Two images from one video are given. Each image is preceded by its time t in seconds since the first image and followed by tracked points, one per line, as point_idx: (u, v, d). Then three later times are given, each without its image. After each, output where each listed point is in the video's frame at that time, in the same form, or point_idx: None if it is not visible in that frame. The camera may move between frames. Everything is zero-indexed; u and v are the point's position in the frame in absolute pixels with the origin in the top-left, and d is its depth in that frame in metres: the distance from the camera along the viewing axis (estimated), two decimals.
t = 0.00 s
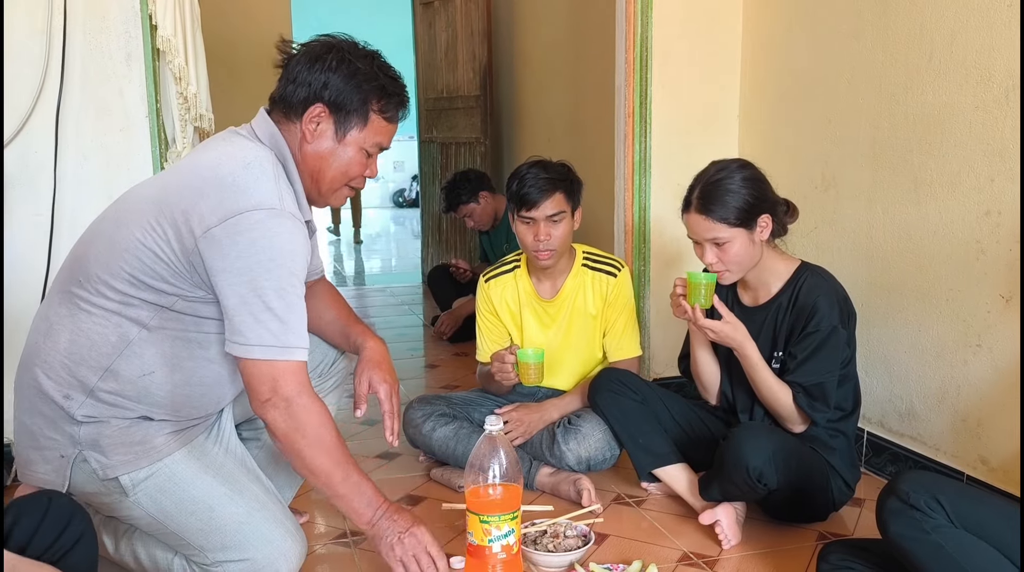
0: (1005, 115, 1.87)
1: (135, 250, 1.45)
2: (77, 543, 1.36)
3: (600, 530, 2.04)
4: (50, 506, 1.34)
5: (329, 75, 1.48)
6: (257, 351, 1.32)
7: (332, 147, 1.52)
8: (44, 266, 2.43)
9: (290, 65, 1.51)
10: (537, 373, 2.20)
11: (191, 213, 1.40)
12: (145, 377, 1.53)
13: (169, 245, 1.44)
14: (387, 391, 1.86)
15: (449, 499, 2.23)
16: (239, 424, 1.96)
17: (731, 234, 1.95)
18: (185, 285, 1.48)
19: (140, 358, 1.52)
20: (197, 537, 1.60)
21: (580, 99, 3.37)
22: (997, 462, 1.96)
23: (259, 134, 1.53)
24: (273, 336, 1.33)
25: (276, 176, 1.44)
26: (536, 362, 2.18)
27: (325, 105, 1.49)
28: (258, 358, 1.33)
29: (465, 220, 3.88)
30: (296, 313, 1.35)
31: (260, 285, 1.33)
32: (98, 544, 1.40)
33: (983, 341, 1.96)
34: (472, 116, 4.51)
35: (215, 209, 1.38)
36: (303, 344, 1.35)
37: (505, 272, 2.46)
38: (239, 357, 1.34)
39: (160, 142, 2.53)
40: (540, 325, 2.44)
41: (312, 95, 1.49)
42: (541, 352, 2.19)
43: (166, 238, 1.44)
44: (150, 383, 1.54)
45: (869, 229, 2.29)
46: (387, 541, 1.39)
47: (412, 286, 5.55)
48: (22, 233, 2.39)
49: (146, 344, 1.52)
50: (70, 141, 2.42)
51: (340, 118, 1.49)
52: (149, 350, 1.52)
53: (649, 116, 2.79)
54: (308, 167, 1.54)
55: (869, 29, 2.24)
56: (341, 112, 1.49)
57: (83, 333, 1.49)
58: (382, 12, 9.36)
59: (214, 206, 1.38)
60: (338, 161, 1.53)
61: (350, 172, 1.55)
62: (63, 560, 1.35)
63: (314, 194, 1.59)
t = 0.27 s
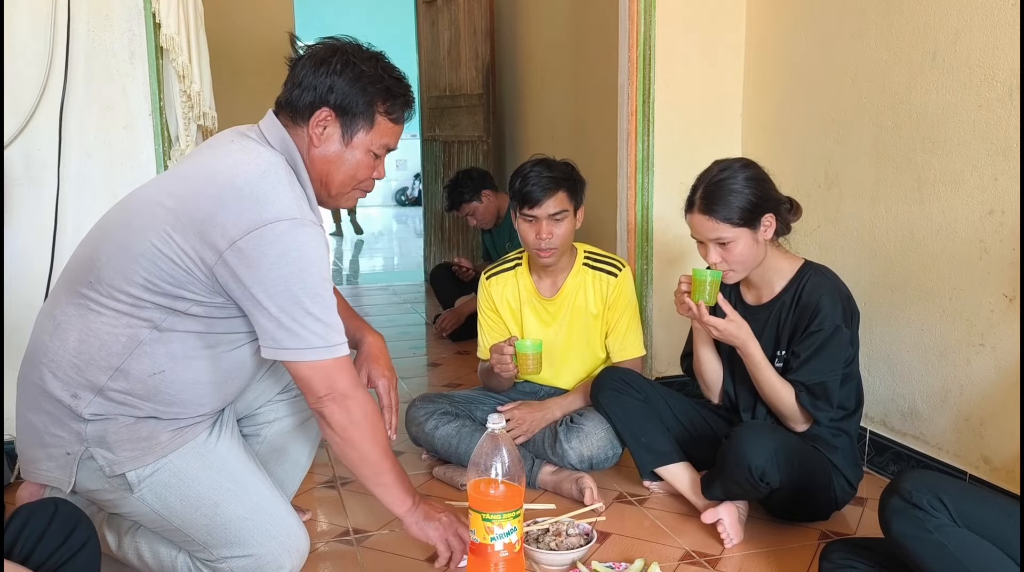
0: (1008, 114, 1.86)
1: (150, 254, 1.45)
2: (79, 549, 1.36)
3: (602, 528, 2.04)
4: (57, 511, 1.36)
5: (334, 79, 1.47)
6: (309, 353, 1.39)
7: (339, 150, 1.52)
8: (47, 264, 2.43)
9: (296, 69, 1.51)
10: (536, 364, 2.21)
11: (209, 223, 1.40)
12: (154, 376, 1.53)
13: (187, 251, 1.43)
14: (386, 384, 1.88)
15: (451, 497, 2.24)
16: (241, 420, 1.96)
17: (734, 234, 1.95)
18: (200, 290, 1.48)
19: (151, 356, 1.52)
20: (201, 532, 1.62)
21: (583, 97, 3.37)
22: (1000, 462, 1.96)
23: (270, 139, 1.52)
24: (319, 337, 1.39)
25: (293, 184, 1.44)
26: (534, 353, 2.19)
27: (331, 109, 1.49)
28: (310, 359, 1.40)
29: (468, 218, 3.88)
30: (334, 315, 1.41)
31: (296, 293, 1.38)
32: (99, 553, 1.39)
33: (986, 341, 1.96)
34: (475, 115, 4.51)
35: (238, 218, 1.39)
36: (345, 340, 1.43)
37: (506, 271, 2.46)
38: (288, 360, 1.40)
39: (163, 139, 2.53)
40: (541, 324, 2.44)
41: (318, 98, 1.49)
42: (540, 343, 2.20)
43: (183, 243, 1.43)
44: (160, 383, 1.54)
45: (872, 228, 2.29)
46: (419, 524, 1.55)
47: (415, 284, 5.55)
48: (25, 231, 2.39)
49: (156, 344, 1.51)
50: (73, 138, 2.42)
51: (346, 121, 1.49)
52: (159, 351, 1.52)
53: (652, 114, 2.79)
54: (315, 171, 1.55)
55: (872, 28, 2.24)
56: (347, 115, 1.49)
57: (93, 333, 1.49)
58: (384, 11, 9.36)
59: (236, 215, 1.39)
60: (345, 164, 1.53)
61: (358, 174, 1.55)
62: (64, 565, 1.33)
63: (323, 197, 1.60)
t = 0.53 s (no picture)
0: (1013, 113, 1.86)
1: (162, 254, 1.45)
2: (89, 550, 1.38)
3: (605, 526, 2.04)
4: (67, 514, 1.38)
5: (332, 77, 1.48)
6: (328, 352, 1.42)
7: (340, 146, 1.52)
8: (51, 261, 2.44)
9: (296, 70, 1.52)
10: (540, 354, 2.22)
11: (224, 226, 1.41)
12: (163, 373, 1.53)
13: (202, 252, 1.44)
14: (388, 378, 1.91)
15: (454, 495, 2.24)
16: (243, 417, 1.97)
17: (739, 234, 1.95)
18: (212, 289, 1.48)
19: (160, 354, 1.52)
20: (207, 529, 1.62)
21: (587, 95, 3.37)
22: (1003, 461, 1.96)
23: (278, 140, 1.53)
24: (335, 337, 1.41)
25: (304, 185, 1.45)
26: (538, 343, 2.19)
27: (330, 107, 1.49)
28: (329, 358, 1.42)
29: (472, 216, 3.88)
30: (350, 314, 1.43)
31: (312, 293, 1.40)
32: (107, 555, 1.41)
33: (990, 340, 1.96)
34: (479, 112, 4.51)
35: (254, 221, 1.40)
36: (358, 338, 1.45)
37: (510, 269, 2.47)
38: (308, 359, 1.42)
39: (168, 137, 2.54)
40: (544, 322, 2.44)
41: (317, 96, 1.49)
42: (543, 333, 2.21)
43: (197, 244, 1.44)
44: (169, 381, 1.55)
45: (876, 227, 2.28)
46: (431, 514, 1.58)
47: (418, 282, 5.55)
48: (30, 228, 2.40)
49: (165, 341, 1.52)
50: (78, 136, 2.43)
51: (346, 117, 1.50)
52: (169, 349, 1.53)
53: (656, 113, 2.79)
54: (318, 170, 1.55)
55: (877, 26, 2.24)
56: (346, 112, 1.49)
57: (102, 331, 1.49)
58: (389, 9, 9.36)
59: (252, 218, 1.40)
60: (347, 161, 1.53)
61: (360, 170, 1.55)
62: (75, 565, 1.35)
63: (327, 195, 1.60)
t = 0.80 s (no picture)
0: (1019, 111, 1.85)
1: (150, 242, 1.49)
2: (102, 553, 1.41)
3: (609, 523, 2.04)
4: (81, 516, 1.41)
5: (326, 62, 1.49)
6: (246, 338, 1.31)
7: (337, 132, 1.53)
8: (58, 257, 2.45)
9: (292, 58, 1.54)
10: (547, 348, 2.23)
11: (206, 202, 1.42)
12: (163, 366, 1.56)
13: (183, 236, 1.47)
14: (398, 378, 1.94)
15: (459, 491, 2.24)
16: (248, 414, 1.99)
17: (744, 232, 1.95)
18: (199, 276, 1.51)
19: (157, 347, 1.55)
20: (210, 526, 1.62)
21: (591, 93, 3.36)
22: (1008, 459, 1.95)
23: (272, 126, 1.54)
24: (268, 325, 1.31)
25: (289, 168, 1.45)
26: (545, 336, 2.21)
27: (326, 92, 1.50)
28: (245, 343, 1.31)
29: (476, 213, 3.88)
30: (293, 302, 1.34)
31: (262, 270, 1.32)
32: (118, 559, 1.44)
33: (995, 338, 1.95)
34: (483, 110, 4.51)
35: (232, 196, 1.39)
36: (289, 338, 1.33)
37: (515, 266, 2.47)
38: (226, 342, 1.32)
39: (174, 134, 2.54)
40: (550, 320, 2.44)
41: (313, 82, 1.51)
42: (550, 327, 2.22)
43: (179, 228, 1.47)
44: (167, 374, 1.57)
45: (881, 225, 2.28)
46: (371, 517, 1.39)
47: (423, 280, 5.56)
48: (37, 224, 2.41)
49: (164, 333, 1.54)
50: (84, 132, 2.43)
51: (341, 102, 1.51)
52: (168, 341, 1.55)
53: (661, 110, 2.78)
54: (314, 158, 1.56)
55: (883, 24, 2.23)
56: (341, 96, 1.50)
57: (101, 325, 1.51)
58: (394, 7, 9.36)
59: (232, 193, 1.39)
60: (344, 147, 1.54)
61: (358, 156, 1.55)
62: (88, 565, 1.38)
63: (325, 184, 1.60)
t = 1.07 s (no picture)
0: None
1: (136, 233, 1.50)
2: (103, 556, 1.38)
3: (613, 520, 2.04)
4: (85, 518, 1.39)
5: (313, 50, 1.53)
6: (219, 318, 1.29)
7: (327, 119, 1.56)
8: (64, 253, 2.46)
9: (282, 49, 1.58)
10: (549, 341, 2.23)
11: (184, 187, 1.43)
12: (156, 360, 1.56)
13: (165, 224, 1.47)
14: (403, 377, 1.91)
15: (462, 488, 2.24)
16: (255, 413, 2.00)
17: (747, 230, 1.95)
18: (186, 265, 1.51)
19: (150, 341, 1.55)
20: (212, 520, 1.63)
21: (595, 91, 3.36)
22: (1013, 457, 1.95)
23: (259, 115, 1.58)
24: (237, 302, 1.29)
25: (268, 153, 1.47)
26: (548, 329, 2.21)
27: (314, 79, 1.54)
28: (219, 324, 1.29)
29: (480, 211, 3.88)
30: (265, 279, 1.32)
31: (234, 246, 1.32)
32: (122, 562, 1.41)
33: (1000, 336, 1.95)
34: (487, 107, 4.52)
35: (208, 178, 1.41)
36: (267, 320, 1.31)
37: (520, 263, 2.47)
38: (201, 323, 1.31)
39: (179, 132, 2.54)
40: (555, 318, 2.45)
41: (301, 70, 1.54)
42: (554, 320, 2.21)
43: (163, 217, 1.47)
44: (163, 368, 1.57)
45: (886, 223, 2.28)
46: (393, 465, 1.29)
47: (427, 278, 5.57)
48: (42, 221, 2.42)
49: (157, 327, 1.54)
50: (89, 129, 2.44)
51: (330, 89, 1.54)
52: (161, 335, 1.55)
53: (665, 108, 2.78)
54: (305, 147, 1.59)
55: (888, 22, 2.23)
56: (330, 83, 1.53)
57: (96, 320, 1.52)
58: (398, 5, 9.36)
59: (208, 175, 1.41)
60: (335, 134, 1.57)
61: (349, 143, 1.58)
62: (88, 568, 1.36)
63: (318, 172, 1.64)
